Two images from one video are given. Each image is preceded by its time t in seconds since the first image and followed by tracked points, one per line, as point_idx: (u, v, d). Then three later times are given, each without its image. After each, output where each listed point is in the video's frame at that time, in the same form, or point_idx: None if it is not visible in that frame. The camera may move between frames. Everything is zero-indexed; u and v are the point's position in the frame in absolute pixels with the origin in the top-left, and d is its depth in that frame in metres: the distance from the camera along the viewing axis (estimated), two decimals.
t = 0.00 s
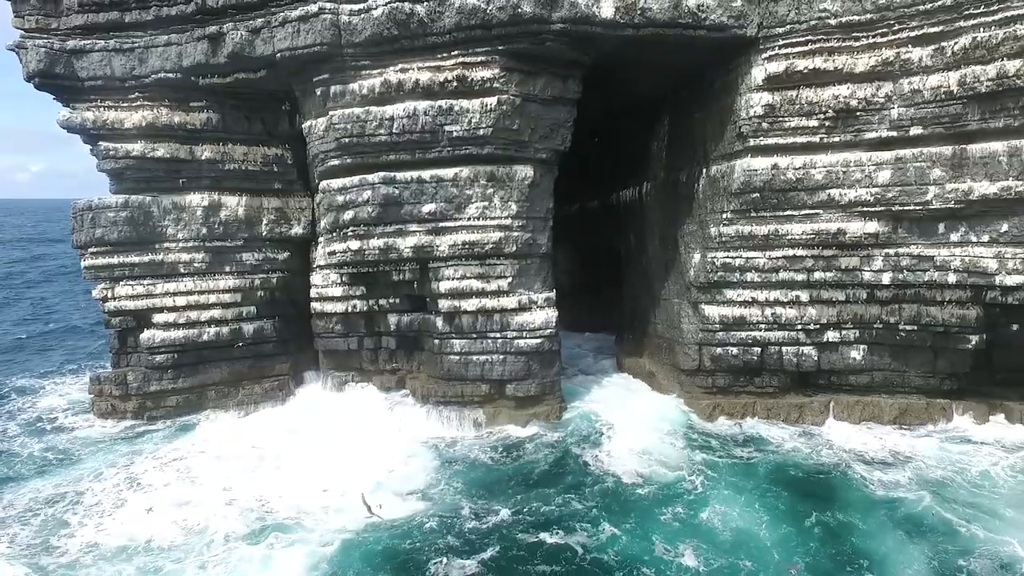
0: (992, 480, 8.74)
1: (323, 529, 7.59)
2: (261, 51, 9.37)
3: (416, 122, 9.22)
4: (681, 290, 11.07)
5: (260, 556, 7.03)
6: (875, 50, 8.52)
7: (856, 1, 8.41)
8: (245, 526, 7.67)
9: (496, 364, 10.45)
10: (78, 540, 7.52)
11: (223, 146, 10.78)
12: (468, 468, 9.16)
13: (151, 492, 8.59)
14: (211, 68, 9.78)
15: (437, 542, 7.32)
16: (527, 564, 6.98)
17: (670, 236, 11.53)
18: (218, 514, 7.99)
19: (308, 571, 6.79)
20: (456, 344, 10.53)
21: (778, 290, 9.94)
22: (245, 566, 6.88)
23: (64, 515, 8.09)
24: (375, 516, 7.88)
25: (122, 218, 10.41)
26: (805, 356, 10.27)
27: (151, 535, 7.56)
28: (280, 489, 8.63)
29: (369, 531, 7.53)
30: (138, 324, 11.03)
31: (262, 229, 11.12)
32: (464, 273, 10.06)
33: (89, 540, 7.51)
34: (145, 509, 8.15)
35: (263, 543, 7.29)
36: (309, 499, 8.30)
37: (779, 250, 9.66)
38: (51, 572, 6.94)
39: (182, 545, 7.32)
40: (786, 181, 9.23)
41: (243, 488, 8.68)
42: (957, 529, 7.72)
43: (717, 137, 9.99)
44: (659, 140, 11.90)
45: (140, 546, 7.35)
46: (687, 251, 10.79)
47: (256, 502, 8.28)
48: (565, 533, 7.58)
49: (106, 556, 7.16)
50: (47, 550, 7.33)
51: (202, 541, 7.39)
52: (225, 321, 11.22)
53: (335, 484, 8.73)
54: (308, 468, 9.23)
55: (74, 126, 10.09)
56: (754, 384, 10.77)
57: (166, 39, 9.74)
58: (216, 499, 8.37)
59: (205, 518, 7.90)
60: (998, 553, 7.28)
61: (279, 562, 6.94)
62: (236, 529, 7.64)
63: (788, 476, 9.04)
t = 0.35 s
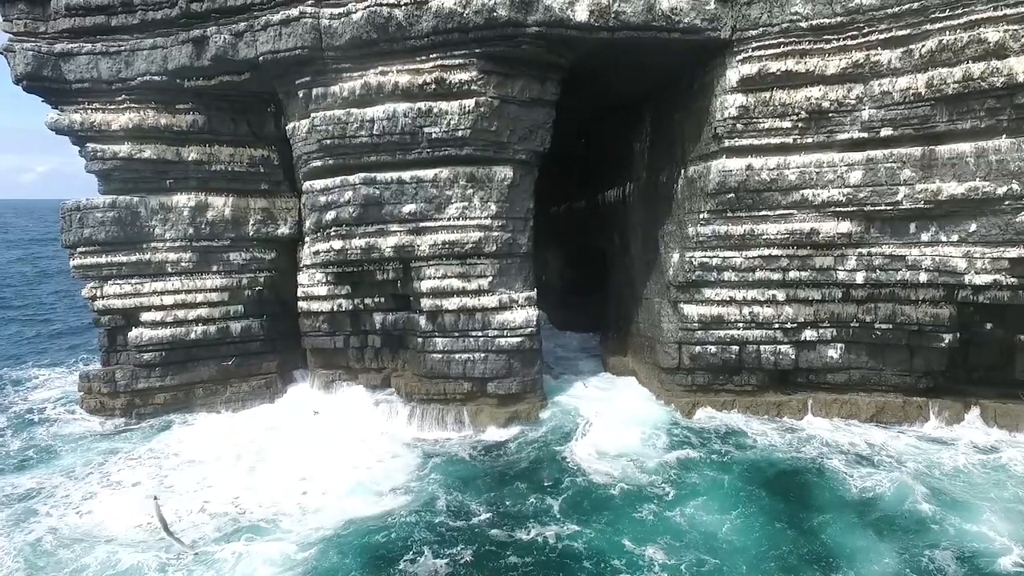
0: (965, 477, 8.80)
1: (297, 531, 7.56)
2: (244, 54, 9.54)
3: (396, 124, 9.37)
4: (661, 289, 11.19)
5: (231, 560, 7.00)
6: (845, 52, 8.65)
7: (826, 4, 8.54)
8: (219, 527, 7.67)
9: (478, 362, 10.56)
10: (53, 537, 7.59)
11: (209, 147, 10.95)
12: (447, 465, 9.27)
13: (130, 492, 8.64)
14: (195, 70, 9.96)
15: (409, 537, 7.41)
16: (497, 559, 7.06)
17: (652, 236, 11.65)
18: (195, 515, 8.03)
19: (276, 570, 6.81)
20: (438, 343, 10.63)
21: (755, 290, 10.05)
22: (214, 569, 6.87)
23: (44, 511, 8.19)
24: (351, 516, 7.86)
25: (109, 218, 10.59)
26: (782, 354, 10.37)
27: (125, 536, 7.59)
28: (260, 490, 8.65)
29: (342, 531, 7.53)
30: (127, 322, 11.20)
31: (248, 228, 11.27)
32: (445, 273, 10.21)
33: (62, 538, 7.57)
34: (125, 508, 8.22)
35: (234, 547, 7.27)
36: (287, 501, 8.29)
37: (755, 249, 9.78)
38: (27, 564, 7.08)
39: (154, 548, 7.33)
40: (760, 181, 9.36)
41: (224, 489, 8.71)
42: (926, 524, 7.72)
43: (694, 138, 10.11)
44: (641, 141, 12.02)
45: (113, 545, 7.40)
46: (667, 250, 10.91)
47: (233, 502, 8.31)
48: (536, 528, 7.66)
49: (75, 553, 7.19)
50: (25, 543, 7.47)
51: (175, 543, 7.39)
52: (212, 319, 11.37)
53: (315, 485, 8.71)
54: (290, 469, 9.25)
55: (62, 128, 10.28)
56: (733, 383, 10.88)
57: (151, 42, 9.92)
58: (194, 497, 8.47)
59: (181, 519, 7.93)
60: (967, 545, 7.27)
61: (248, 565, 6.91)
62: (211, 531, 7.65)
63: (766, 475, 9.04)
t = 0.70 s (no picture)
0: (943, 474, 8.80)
1: (271, 530, 7.53)
2: (228, 58, 9.71)
3: (377, 126, 9.52)
4: (643, 289, 11.30)
5: (202, 560, 6.98)
6: (817, 55, 8.78)
7: (799, 8, 8.67)
8: (193, 525, 7.71)
9: (460, 360, 10.67)
10: (27, 533, 7.59)
11: (196, 149, 11.12)
12: (427, 460, 9.33)
13: (110, 489, 8.70)
14: (181, 74, 10.13)
15: (383, 535, 7.42)
16: (467, 553, 7.09)
17: (634, 237, 11.77)
18: (170, 515, 8.01)
19: (245, 566, 6.85)
20: (421, 341, 10.74)
21: (733, 289, 10.16)
22: (185, 569, 6.84)
23: (25, 505, 8.30)
24: (327, 515, 7.83)
25: (98, 219, 10.77)
26: (761, 353, 10.47)
27: (99, 535, 7.58)
28: (238, 489, 8.62)
29: (317, 529, 7.53)
30: (116, 321, 11.37)
31: (236, 229, 11.40)
32: (427, 272, 10.34)
33: (36, 534, 7.58)
34: (101, 508, 8.22)
35: (207, 547, 7.24)
36: (265, 500, 8.26)
37: (733, 249, 9.89)
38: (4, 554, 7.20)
39: (127, 547, 7.32)
40: (736, 182, 9.48)
41: (203, 489, 8.68)
42: (899, 519, 7.67)
43: (674, 140, 10.23)
44: (624, 143, 12.13)
45: (84, 545, 7.38)
46: (647, 250, 11.03)
47: (210, 500, 8.36)
48: (510, 528, 7.60)
49: (50, 547, 7.26)
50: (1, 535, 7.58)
51: (148, 543, 7.37)
52: (201, 318, 11.50)
53: (294, 485, 8.68)
54: (271, 468, 9.21)
55: (51, 130, 10.47)
56: (713, 381, 10.98)
57: (138, 46, 10.11)
58: (171, 495, 8.51)
59: (157, 519, 7.91)
60: (940, 540, 7.22)
61: (219, 565, 6.89)
62: (185, 531, 7.62)
63: (747, 471, 9.03)
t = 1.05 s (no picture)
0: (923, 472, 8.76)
1: (246, 528, 7.63)
2: (215, 61, 9.87)
3: (360, 127, 9.67)
4: (626, 289, 11.41)
5: (175, 556, 7.09)
6: (793, 57, 8.89)
7: (774, 11, 8.82)
8: (170, 523, 7.81)
9: (445, 359, 10.77)
10: (10, 523, 7.79)
11: (186, 150, 11.29)
12: (409, 458, 9.43)
13: (93, 486, 8.83)
14: (169, 76, 10.30)
15: (358, 534, 7.46)
16: (438, 548, 7.17)
17: (618, 237, 11.90)
18: (151, 511, 8.15)
19: (216, 564, 6.94)
20: (407, 340, 10.83)
21: (713, 289, 10.26)
22: (156, 564, 6.96)
23: (9, 499, 8.45)
24: (304, 514, 7.91)
25: (88, 219, 10.95)
26: (742, 352, 10.57)
27: (80, 527, 7.75)
28: (220, 487, 8.75)
29: (292, 528, 7.61)
30: (107, 319, 11.53)
31: (225, 229, 11.57)
32: (412, 272, 10.46)
33: (19, 525, 7.77)
34: (85, 502, 8.39)
35: (181, 543, 7.36)
36: (244, 499, 8.37)
37: (713, 249, 9.98)
38: None
39: (104, 541, 7.47)
40: (714, 183, 9.58)
41: (185, 486, 8.81)
42: (874, 517, 7.64)
43: (655, 141, 10.35)
44: (609, 143, 12.25)
45: (65, 537, 7.56)
46: (630, 250, 11.15)
47: (189, 499, 8.46)
48: (483, 528, 7.59)
49: (28, 542, 7.40)
50: None
51: (125, 538, 7.51)
52: (191, 317, 11.64)
53: (275, 484, 8.77)
54: (253, 467, 9.32)
55: (41, 131, 10.67)
56: (695, 379, 11.07)
57: (127, 49, 10.29)
58: (151, 494, 8.61)
59: (137, 515, 8.06)
60: (910, 535, 7.20)
61: (190, 561, 7.00)
62: (163, 529, 7.73)
63: (725, 467, 9.04)
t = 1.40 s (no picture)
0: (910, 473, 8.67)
1: (219, 523, 7.76)
2: (203, 63, 10.04)
3: (345, 129, 9.81)
4: (612, 289, 11.50)
5: (144, 550, 7.22)
6: (771, 60, 9.01)
7: (752, 14, 8.94)
8: (150, 518, 7.92)
9: (432, 357, 10.82)
10: None
11: (177, 151, 11.46)
12: (391, 457, 9.46)
13: (78, 481, 8.97)
14: (158, 78, 10.47)
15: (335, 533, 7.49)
16: (412, 545, 7.23)
17: (604, 237, 11.99)
18: (132, 505, 8.30)
19: (191, 559, 7.04)
20: (394, 339, 10.87)
21: (696, 288, 10.24)
22: (127, 556, 7.11)
23: None
24: (283, 511, 7.99)
25: (80, 219, 11.12)
26: (725, 351, 10.52)
27: (59, 519, 7.96)
28: (200, 482, 8.90)
29: (264, 525, 7.68)
30: (99, 318, 11.67)
31: (216, 229, 11.73)
32: (398, 271, 10.54)
33: (2, 516, 7.99)
34: (68, 494, 8.59)
35: (153, 538, 7.49)
36: (221, 495, 8.50)
37: (696, 249, 10.02)
38: None
39: (81, 532, 7.65)
40: (695, 183, 9.66)
41: (167, 481, 8.99)
42: (849, 516, 7.64)
43: (638, 142, 10.45)
44: (596, 145, 12.36)
45: (44, 528, 7.76)
46: (616, 250, 11.22)
47: (171, 494, 8.58)
48: (458, 527, 7.58)
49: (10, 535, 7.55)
50: None
51: (101, 530, 7.68)
52: (182, 316, 11.77)
53: (253, 481, 8.89)
54: (236, 465, 9.46)
55: (34, 132, 10.86)
56: (680, 378, 11.00)
57: (117, 51, 10.47)
58: (133, 489, 8.74)
59: (117, 507, 8.24)
60: (879, 532, 7.26)
61: (157, 554, 7.12)
62: (142, 523, 7.85)
63: (708, 465, 9.02)
